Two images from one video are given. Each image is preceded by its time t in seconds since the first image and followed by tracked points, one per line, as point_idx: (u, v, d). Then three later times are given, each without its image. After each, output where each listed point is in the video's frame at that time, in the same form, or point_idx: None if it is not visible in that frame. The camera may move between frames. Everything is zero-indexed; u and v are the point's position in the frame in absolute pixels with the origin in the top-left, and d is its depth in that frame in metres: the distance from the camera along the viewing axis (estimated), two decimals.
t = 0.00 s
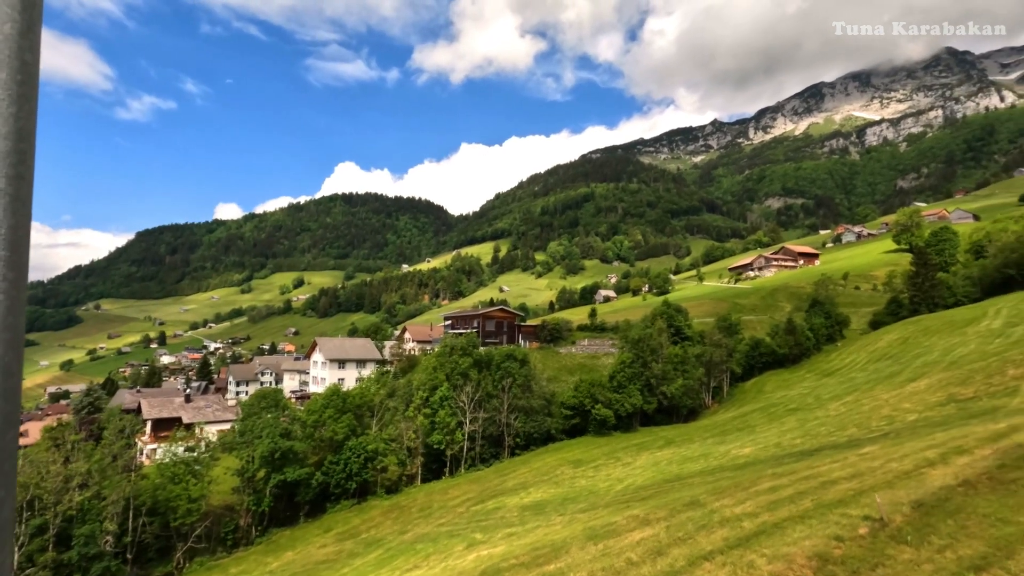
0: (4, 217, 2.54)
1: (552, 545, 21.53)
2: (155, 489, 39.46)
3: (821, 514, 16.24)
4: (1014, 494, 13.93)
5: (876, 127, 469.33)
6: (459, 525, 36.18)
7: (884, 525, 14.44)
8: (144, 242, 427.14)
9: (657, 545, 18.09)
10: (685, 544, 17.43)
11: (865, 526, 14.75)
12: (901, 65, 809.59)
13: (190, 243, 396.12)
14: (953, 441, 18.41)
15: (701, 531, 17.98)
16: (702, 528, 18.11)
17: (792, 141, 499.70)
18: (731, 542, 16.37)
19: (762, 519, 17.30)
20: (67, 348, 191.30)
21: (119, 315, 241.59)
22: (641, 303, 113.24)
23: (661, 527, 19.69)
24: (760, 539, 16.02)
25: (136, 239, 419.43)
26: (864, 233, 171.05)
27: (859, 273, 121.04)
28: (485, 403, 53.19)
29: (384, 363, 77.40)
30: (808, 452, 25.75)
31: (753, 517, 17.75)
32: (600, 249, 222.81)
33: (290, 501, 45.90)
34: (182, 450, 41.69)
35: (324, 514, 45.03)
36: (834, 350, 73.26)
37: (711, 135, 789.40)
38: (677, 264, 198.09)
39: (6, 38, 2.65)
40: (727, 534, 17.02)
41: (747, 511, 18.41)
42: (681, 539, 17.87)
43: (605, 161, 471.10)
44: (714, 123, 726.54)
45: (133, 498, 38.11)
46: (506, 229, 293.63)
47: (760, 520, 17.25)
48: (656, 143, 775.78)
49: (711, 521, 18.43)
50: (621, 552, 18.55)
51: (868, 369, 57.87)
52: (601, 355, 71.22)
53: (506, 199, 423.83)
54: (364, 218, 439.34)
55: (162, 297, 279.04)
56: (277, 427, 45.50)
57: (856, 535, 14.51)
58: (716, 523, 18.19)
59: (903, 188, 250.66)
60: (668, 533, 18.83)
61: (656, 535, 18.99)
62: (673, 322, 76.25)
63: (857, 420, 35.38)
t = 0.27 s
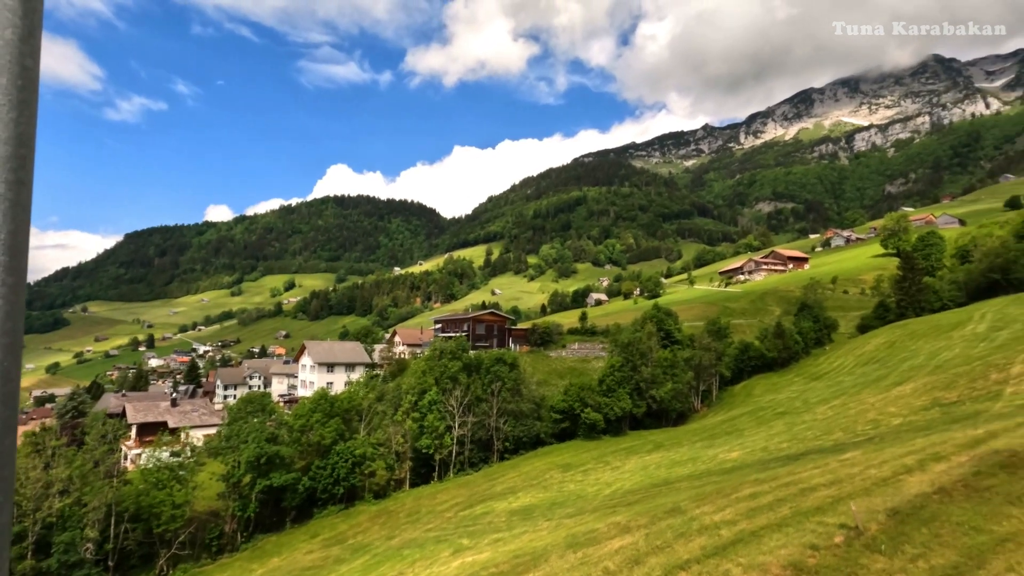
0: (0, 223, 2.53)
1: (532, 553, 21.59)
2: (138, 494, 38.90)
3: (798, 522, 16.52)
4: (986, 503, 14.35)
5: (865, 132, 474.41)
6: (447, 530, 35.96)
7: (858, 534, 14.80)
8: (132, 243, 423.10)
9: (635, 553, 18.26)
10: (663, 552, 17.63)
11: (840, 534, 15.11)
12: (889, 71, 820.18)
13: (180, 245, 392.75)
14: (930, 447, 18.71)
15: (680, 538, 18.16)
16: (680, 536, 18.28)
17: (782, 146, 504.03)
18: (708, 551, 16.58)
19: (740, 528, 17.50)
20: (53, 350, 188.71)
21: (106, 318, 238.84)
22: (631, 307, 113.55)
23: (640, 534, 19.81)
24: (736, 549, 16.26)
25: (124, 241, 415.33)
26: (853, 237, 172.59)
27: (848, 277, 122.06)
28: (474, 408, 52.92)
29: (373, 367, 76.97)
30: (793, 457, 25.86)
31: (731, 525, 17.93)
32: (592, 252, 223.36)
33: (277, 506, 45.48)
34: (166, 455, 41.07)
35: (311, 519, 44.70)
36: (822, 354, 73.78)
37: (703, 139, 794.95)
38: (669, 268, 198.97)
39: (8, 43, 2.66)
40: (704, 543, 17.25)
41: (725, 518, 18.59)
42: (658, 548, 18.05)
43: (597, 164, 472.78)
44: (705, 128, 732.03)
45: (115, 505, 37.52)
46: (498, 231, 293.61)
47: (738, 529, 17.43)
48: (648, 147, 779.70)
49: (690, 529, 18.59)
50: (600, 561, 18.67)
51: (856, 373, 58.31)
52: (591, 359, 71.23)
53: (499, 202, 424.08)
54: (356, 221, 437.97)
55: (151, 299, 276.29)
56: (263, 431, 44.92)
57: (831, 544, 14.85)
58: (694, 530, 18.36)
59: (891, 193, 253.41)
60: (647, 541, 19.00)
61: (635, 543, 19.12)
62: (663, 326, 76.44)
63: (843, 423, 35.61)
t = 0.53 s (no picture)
0: None
1: (514, 559, 21.61)
2: (122, 499, 38.36)
3: (777, 529, 16.66)
4: (964, 509, 14.49)
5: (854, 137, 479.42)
6: (435, 534, 35.77)
7: (837, 541, 14.91)
8: (122, 245, 419.95)
9: (614, 562, 18.35)
10: (642, 561, 17.73)
11: (817, 542, 15.26)
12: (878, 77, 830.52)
13: (170, 246, 390.14)
14: (912, 452, 18.85)
15: (660, 545, 18.26)
16: (660, 544, 18.39)
17: (773, 150, 507.86)
18: (686, 559, 16.69)
19: (720, 534, 17.57)
20: (40, 352, 186.62)
21: (95, 320, 236.69)
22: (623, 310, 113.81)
23: (621, 541, 19.81)
24: (714, 556, 16.40)
25: (114, 241, 412.32)
26: (842, 241, 174.10)
27: (837, 281, 123.03)
28: (464, 411, 52.71)
29: (363, 370, 76.70)
30: (781, 460, 26.01)
31: (712, 531, 18.02)
32: (584, 255, 224.03)
33: (264, 511, 45.07)
34: (150, 459, 40.59)
35: (299, 524, 44.31)
36: (812, 356, 74.15)
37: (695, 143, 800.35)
38: (660, 271, 199.95)
39: (3, 33, 2.49)
40: (683, 551, 17.37)
41: (706, 526, 18.67)
42: (637, 556, 18.13)
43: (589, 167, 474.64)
44: (697, 132, 737.67)
45: (97, 510, 36.97)
46: (491, 234, 293.93)
47: (718, 536, 17.51)
48: (641, 150, 783.28)
49: (671, 536, 18.69)
50: (581, 567, 18.73)
51: (844, 376, 58.66)
52: (582, 361, 71.28)
53: (491, 205, 424.76)
54: (349, 223, 437.18)
55: (141, 301, 274.12)
56: (250, 435, 44.56)
57: (809, 552, 14.97)
58: (674, 537, 18.49)
59: (880, 197, 255.87)
60: (626, 547, 19.08)
61: (615, 550, 19.19)
62: (653, 329, 76.65)
63: (831, 426, 35.80)
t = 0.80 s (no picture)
0: None
1: (498, 565, 21.55)
2: (107, 505, 37.85)
3: (756, 536, 16.74)
4: (941, 517, 14.53)
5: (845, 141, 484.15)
6: (424, 539, 35.55)
7: (814, 549, 14.95)
8: (111, 246, 415.89)
9: (595, 568, 18.40)
10: (623, 568, 17.78)
11: (796, 549, 15.29)
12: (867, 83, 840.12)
13: (160, 248, 386.95)
14: (892, 458, 18.93)
15: (641, 553, 18.32)
16: (641, 551, 18.44)
17: (765, 154, 511.31)
18: (666, 567, 16.75)
19: (700, 541, 17.65)
20: (27, 355, 184.24)
21: (83, 322, 234.07)
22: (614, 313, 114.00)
23: (603, 548, 19.86)
24: (694, 564, 16.45)
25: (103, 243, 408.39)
26: (833, 244, 175.42)
27: (827, 284, 123.92)
28: (454, 414, 52.51)
29: (353, 373, 76.32)
30: (767, 463, 26.16)
31: (692, 538, 18.11)
32: (577, 257, 224.38)
33: (251, 516, 44.60)
34: (135, 464, 40.05)
35: (287, 529, 43.91)
36: (801, 359, 74.61)
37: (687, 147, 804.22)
38: (653, 273, 200.59)
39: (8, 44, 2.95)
40: (663, 558, 17.44)
41: (687, 532, 18.74)
42: (618, 563, 18.20)
43: (583, 170, 476.15)
44: (689, 136, 742.08)
45: (81, 516, 36.41)
46: (484, 236, 293.96)
47: (699, 543, 17.57)
48: (634, 153, 786.48)
49: (652, 543, 18.75)
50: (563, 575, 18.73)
51: (833, 379, 58.92)
52: (573, 365, 71.28)
53: (485, 207, 424.98)
54: (341, 225, 435.84)
55: (130, 303, 271.50)
56: (237, 439, 44.13)
57: (786, 559, 15.03)
58: (655, 544, 18.55)
59: (870, 201, 258.16)
60: (608, 554, 19.12)
61: (596, 557, 19.23)
62: (644, 332, 76.77)
63: (818, 429, 36.01)
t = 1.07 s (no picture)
0: None
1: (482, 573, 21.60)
2: (91, 511, 37.42)
3: (735, 545, 16.88)
4: (917, 525, 14.58)
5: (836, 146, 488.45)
6: (413, 544, 35.34)
7: (792, 558, 15.08)
8: (102, 248, 412.38)
9: None
10: None
11: (773, 558, 15.44)
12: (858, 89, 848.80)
13: (152, 250, 384.17)
14: (875, 465, 19.01)
15: (621, 562, 18.44)
16: (622, 560, 18.56)
17: (758, 158, 514.47)
18: None
19: (680, 551, 17.81)
20: (15, 358, 182.13)
21: (73, 324, 231.76)
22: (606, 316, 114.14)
23: (585, 556, 19.98)
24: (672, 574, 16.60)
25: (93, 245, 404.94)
26: (824, 248, 176.59)
27: (818, 287, 124.66)
28: (444, 418, 52.27)
29: (344, 377, 75.87)
30: (754, 469, 26.23)
31: (672, 547, 18.28)
32: (571, 260, 224.67)
33: (239, 522, 44.26)
34: (119, 470, 39.59)
35: (274, 535, 43.57)
36: (792, 363, 74.92)
37: (681, 151, 807.56)
38: (646, 277, 201.15)
39: None
40: (643, 567, 17.59)
41: (667, 541, 18.91)
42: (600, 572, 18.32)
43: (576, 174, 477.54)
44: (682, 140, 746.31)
45: (64, 523, 35.95)
46: (478, 239, 293.81)
47: (678, 552, 17.74)
48: (627, 157, 789.28)
49: (633, 551, 18.87)
50: None
51: (823, 383, 59.12)
52: (565, 368, 71.21)
53: (479, 210, 425.10)
54: (334, 227, 434.45)
55: (121, 305, 269.20)
56: (224, 444, 43.74)
57: (763, 569, 15.17)
58: (635, 554, 18.68)
59: (861, 205, 260.15)
60: (590, 563, 19.24)
61: (579, 565, 19.33)
62: (636, 335, 76.83)
63: (806, 433, 36.12)
